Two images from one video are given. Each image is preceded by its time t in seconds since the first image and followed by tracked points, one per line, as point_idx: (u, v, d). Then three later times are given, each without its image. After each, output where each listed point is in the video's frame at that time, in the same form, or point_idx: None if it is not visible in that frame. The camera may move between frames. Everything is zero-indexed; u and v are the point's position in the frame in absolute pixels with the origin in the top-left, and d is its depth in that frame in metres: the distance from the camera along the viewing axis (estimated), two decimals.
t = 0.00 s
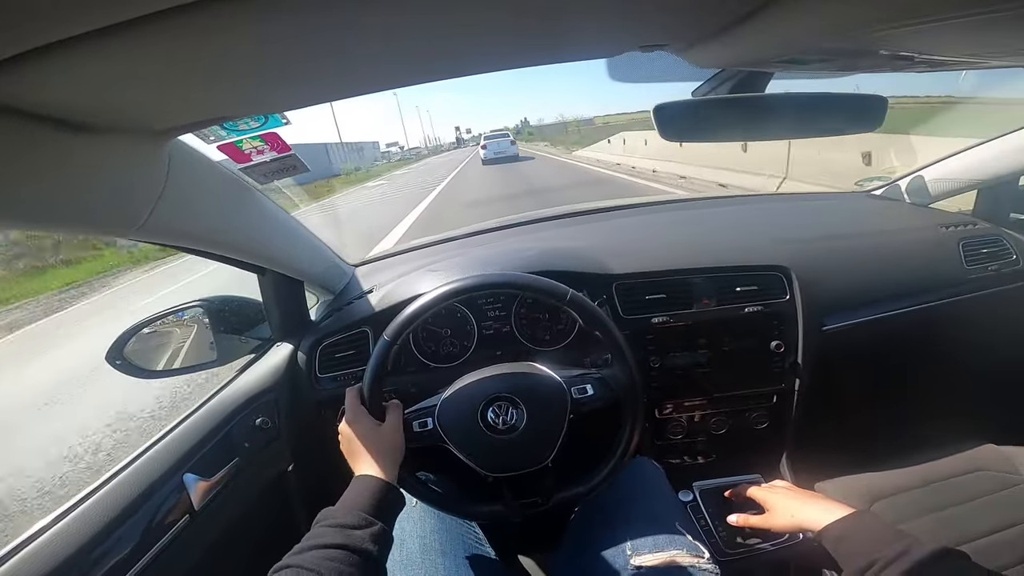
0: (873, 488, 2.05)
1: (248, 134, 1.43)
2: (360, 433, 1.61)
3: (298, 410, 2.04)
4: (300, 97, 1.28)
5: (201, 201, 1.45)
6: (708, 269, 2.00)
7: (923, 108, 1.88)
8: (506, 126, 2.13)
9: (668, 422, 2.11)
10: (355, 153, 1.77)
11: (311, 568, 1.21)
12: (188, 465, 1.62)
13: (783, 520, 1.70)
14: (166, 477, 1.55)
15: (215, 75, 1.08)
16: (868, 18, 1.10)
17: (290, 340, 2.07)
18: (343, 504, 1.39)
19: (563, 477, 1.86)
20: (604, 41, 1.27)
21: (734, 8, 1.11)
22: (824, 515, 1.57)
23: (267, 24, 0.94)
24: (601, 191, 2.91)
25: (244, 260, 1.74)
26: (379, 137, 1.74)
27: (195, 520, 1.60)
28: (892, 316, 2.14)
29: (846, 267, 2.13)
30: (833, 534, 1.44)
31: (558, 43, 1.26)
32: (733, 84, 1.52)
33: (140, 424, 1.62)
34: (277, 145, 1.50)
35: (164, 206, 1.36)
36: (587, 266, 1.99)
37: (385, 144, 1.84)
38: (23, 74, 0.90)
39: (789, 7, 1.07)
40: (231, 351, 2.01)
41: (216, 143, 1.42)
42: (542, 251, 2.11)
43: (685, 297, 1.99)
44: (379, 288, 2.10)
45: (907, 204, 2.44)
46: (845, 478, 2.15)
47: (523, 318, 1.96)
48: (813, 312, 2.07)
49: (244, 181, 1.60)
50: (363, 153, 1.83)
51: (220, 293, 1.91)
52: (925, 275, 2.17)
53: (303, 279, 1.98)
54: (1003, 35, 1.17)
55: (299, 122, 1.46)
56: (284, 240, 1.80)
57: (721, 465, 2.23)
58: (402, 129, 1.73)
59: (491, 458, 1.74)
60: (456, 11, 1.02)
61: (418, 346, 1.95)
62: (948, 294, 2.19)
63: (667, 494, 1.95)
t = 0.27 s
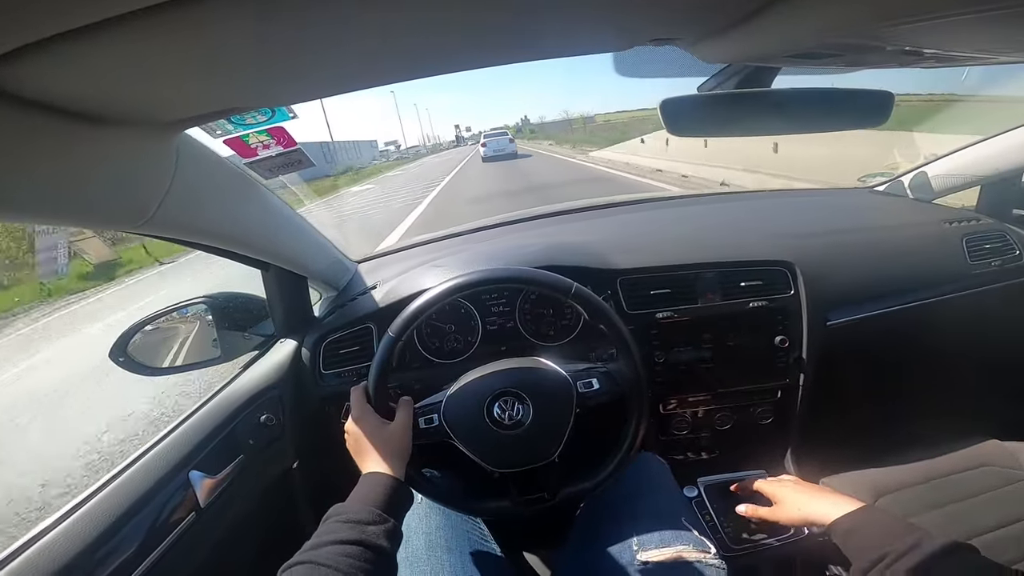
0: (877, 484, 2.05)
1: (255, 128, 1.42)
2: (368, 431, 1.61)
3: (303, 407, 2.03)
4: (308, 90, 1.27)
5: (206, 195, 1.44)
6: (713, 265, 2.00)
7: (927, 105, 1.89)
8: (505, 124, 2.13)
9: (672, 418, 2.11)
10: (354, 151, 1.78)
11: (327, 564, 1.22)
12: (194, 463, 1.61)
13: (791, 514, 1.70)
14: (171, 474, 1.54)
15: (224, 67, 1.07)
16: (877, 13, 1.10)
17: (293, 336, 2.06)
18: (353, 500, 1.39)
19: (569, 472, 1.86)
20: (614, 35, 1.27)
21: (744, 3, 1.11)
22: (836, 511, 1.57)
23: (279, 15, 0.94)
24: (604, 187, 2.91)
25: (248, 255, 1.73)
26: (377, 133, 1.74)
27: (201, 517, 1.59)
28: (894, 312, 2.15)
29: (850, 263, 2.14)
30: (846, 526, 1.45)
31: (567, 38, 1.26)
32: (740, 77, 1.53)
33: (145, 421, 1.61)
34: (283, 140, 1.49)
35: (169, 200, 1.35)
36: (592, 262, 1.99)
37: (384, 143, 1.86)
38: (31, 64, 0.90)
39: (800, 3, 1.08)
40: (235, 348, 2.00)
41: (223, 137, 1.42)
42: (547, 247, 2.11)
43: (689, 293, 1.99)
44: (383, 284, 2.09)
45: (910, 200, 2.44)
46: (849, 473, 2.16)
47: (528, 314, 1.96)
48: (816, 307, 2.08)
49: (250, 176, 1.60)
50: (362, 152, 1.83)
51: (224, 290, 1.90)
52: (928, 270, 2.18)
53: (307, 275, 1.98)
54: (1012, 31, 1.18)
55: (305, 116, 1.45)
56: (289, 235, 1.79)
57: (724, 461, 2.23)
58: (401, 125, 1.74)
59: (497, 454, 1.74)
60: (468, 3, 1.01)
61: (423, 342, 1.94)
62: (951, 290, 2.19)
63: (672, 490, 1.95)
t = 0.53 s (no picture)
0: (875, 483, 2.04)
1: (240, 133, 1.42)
2: (361, 435, 1.60)
3: (297, 411, 2.03)
4: (292, 96, 1.27)
5: (192, 202, 1.43)
6: (707, 265, 1.99)
7: (921, 104, 1.87)
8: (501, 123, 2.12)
9: (667, 419, 2.10)
10: (348, 151, 1.88)
11: (321, 569, 1.21)
12: (186, 469, 1.61)
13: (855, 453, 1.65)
14: (163, 479, 1.54)
15: (206, 72, 1.06)
16: (866, 11, 1.09)
17: (286, 341, 2.06)
18: (346, 504, 1.39)
19: (563, 475, 1.86)
20: (600, 35, 1.25)
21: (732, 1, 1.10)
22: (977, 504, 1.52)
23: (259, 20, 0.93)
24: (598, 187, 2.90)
25: (239, 261, 1.73)
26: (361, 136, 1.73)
27: (194, 523, 1.59)
28: (890, 311, 2.13)
29: (845, 262, 2.12)
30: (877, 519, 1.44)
31: (553, 39, 1.25)
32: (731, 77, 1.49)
33: (136, 427, 1.61)
34: (269, 144, 1.48)
35: (153, 207, 1.34)
36: (585, 263, 1.97)
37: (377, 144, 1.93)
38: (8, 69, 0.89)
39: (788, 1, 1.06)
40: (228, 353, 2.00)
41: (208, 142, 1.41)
42: (540, 248, 2.10)
43: (683, 293, 1.98)
44: (376, 287, 2.09)
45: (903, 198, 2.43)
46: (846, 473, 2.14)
47: (520, 316, 1.95)
48: (812, 306, 2.06)
49: (238, 182, 1.59)
50: (356, 152, 1.94)
51: (216, 294, 1.90)
52: (924, 269, 2.16)
53: (299, 280, 1.97)
54: (1003, 28, 1.16)
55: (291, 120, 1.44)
56: (279, 240, 1.79)
57: (721, 461, 2.22)
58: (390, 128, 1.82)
59: (490, 458, 1.73)
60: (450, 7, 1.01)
61: (416, 345, 1.94)
62: (947, 288, 2.18)
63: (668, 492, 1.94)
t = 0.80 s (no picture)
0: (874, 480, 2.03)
1: (227, 133, 1.42)
2: (354, 434, 1.59)
3: (292, 412, 2.02)
4: (281, 93, 1.26)
5: (181, 202, 1.42)
6: (703, 262, 1.97)
7: (917, 98, 1.86)
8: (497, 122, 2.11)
9: (664, 417, 2.09)
10: (342, 151, 1.90)
11: (315, 569, 1.20)
12: (179, 470, 1.60)
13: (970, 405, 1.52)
14: (156, 480, 1.53)
15: (192, 69, 1.05)
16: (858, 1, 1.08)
17: (281, 341, 2.05)
18: (339, 504, 1.38)
19: (559, 475, 1.84)
20: (591, 28, 1.24)
21: None
22: None
23: (243, 15, 0.92)
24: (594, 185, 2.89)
25: (230, 261, 1.72)
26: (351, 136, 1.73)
27: (188, 525, 1.58)
28: (887, 306, 2.12)
29: (842, 258, 2.11)
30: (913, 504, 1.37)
31: (543, 33, 1.24)
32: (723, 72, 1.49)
33: (128, 429, 1.60)
34: (257, 144, 1.47)
35: (141, 208, 1.33)
36: (580, 260, 1.96)
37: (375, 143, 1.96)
38: None
39: None
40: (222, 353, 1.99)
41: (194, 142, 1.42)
42: (534, 246, 2.09)
43: (679, 290, 1.96)
44: (370, 287, 2.08)
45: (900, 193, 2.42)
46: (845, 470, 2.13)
47: (515, 314, 1.94)
48: (808, 303, 2.05)
49: (228, 181, 1.58)
50: (350, 153, 1.95)
51: (210, 295, 1.89)
52: (922, 264, 2.15)
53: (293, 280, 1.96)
54: (996, 18, 1.15)
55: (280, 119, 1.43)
56: (271, 239, 1.78)
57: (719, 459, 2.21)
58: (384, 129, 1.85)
59: (485, 457, 1.72)
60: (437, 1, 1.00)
61: (411, 345, 1.93)
62: (945, 283, 2.17)
63: (665, 490, 1.93)
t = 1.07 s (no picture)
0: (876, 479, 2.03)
1: (230, 129, 1.40)
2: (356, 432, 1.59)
3: (293, 409, 2.02)
4: (285, 91, 1.26)
5: (184, 198, 1.42)
6: (705, 260, 1.97)
7: (921, 96, 1.86)
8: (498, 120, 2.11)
9: (666, 416, 2.08)
10: (342, 151, 1.86)
11: (315, 568, 1.20)
12: (181, 468, 1.60)
13: None
14: (158, 478, 1.53)
15: (196, 67, 1.05)
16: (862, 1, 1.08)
17: (282, 339, 2.05)
18: (339, 502, 1.37)
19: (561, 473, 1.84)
20: (596, 26, 1.24)
21: None
22: None
23: (247, 13, 0.92)
24: (596, 183, 2.88)
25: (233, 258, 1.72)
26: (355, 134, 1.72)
27: (190, 522, 1.58)
28: (890, 306, 2.12)
29: (845, 257, 2.11)
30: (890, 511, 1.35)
31: (547, 31, 1.24)
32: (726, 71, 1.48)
33: (130, 426, 1.59)
34: (259, 141, 1.46)
35: (145, 204, 1.33)
36: (583, 259, 1.96)
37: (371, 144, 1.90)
38: None
39: None
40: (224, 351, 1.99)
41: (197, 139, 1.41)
42: (537, 244, 2.09)
43: (682, 289, 1.96)
44: (372, 285, 2.08)
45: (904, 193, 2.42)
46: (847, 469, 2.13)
47: (517, 313, 1.94)
48: (811, 302, 2.05)
49: (231, 178, 1.58)
50: (350, 153, 1.92)
51: (211, 292, 1.89)
52: (924, 263, 2.15)
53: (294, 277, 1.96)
54: (1000, 18, 1.15)
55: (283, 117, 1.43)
56: (274, 237, 1.78)
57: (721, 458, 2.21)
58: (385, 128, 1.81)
59: (487, 456, 1.72)
60: None
61: (413, 343, 1.93)
62: (947, 282, 2.16)
63: (667, 489, 1.93)
